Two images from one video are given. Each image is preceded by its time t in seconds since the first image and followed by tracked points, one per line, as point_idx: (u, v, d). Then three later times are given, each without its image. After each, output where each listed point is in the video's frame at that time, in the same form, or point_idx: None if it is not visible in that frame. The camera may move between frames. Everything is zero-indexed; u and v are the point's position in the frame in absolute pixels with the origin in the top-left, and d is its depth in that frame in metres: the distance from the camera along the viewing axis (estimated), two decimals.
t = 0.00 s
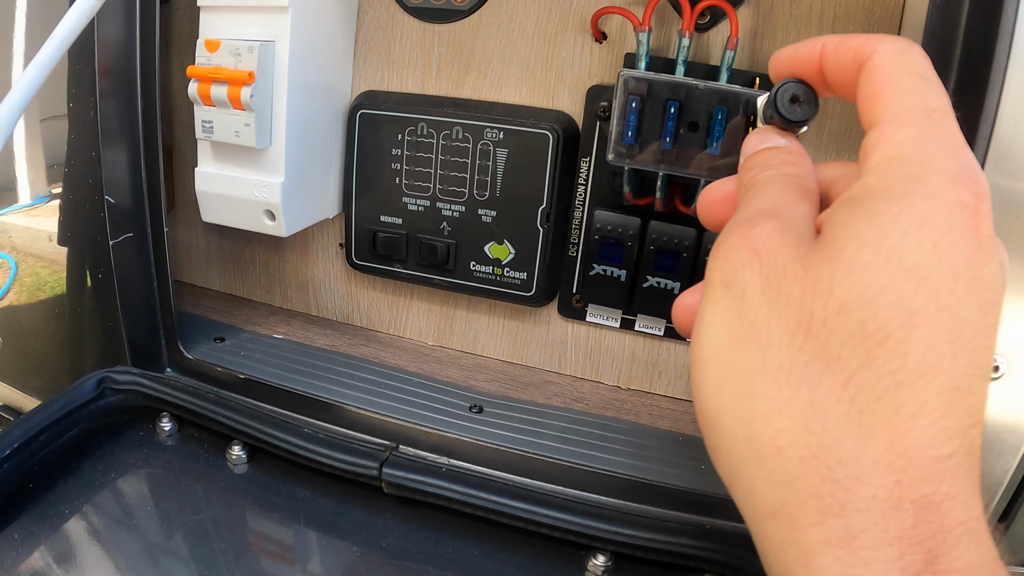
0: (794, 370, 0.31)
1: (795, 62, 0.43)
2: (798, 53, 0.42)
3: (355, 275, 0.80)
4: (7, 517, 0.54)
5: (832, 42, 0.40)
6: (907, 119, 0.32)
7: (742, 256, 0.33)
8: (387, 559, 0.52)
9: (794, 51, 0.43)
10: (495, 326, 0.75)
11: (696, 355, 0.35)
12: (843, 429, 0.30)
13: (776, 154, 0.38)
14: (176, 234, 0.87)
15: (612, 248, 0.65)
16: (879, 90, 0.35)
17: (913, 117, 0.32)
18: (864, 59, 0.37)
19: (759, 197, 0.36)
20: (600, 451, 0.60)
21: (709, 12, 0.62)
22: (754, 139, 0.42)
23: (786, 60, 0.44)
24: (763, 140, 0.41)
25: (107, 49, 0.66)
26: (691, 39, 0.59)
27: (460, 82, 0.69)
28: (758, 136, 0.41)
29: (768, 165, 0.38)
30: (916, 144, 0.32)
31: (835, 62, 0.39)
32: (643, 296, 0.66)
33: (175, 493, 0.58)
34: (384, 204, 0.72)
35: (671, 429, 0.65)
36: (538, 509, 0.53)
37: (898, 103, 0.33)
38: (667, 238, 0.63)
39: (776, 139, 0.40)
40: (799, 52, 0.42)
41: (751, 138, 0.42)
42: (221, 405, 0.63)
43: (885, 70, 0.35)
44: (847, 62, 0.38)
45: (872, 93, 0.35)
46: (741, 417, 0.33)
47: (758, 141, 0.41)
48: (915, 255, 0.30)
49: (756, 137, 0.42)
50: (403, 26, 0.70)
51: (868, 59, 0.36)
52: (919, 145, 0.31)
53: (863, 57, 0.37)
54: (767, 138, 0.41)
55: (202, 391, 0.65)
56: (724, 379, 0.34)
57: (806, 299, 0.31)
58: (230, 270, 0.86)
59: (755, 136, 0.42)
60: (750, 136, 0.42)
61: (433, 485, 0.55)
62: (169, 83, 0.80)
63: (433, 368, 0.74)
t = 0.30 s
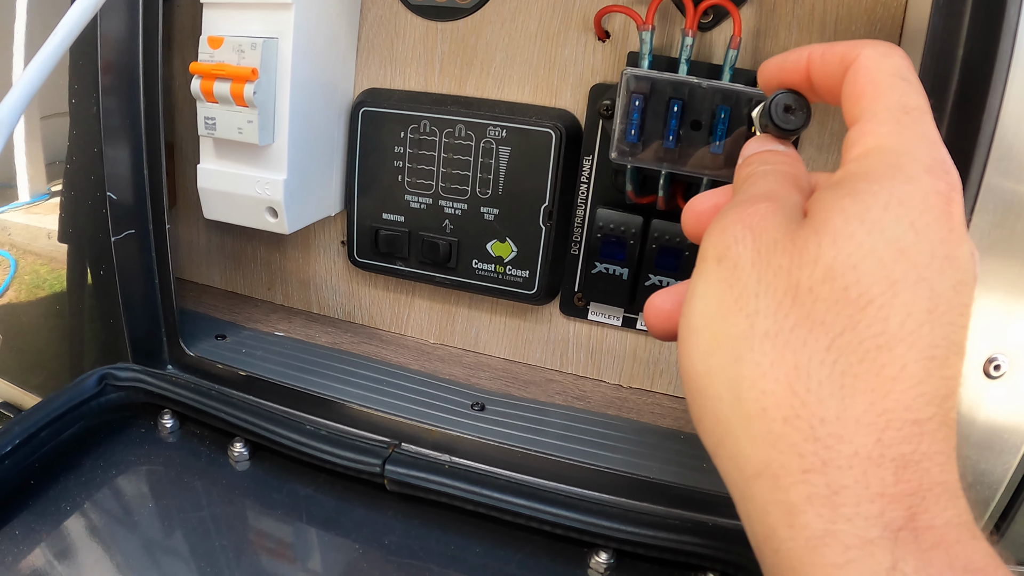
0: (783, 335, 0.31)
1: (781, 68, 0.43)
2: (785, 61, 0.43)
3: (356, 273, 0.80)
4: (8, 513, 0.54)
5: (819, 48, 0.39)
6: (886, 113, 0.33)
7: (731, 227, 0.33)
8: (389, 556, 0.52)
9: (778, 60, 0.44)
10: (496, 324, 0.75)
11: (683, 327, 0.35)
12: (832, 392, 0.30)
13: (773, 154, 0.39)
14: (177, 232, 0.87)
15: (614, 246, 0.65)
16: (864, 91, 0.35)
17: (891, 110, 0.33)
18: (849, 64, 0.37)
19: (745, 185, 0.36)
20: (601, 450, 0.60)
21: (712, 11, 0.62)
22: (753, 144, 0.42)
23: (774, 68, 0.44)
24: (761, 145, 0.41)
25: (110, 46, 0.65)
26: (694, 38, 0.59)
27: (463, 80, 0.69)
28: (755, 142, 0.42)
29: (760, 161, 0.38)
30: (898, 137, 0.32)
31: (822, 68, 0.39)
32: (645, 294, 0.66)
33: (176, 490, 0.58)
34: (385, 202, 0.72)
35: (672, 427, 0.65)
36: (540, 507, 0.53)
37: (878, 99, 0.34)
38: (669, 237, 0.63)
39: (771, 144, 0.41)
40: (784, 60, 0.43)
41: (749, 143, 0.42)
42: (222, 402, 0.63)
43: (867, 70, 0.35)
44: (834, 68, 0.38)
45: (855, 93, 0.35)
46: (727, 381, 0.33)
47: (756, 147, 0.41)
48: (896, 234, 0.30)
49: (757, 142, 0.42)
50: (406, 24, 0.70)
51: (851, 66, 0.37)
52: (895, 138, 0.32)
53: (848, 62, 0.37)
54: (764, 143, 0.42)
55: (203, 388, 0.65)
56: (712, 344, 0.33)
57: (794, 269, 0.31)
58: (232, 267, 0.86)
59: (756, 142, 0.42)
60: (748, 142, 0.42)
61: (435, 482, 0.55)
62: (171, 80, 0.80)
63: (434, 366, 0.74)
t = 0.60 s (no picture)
0: (908, 387, 0.28)
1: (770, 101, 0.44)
2: (765, 94, 0.44)
3: (359, 271, 0.80)
4: (13, 510, 0.55)
5: (812, 91, 0.42)
6: (907, 156, 0.36)
7: (822, 274, 0.29)
8: (392, 552, 0.53)
9: (763, 90, 0.44)
10: (498, 322, 0.75)
11: (810, 388, 0.30)
12: (956, 445, 0.28)
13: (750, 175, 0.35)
14: (180, 230, 0.88)
15: (615, 246, 0.66)
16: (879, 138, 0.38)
17: (905, 153, 0.37)
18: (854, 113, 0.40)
19: (781, 209, 0.32)
20: (603, 448, 0.61)
21: (713, 13, 0.62)
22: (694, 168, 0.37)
23: (756, 100, 0.44)
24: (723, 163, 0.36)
25: (114, 45, 0.66)
26: (695, 39, 0.60)
27: (465, 80, 0.69)
28: (713, 157, 0.37)
29: (745, 182, 0.34)
30: (932, 188, 0.35)
31: (818, 116, 0.42)
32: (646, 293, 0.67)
33: (181, 487, 0.58)
34: (389, 201, 0.72)
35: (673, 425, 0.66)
36: (542, 503, 0.54)
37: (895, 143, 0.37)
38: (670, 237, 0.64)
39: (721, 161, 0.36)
40: (768, 91, 0.44)
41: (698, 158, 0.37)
42: (226, 399, 0.64)
43: (880, 122, 0.39)
44: (835, 115, 0.41)
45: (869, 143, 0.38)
46: (832, 443, 0.29)
47: (712, 165, 0.36)
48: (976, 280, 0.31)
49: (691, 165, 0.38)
50: (410, 24, 0.70)
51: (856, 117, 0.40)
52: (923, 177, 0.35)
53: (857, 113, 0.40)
54: (716, 162, 0.37)
55: (208, 385, 0.66)
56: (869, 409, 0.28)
57: (932, 313, 0.29)
58: (235, 265, 0.86)
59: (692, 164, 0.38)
60: (702, 155, 0.37)
61: (439, 479, 0.55)
62: (174, 79, 0.80)
63: (436, 364, 0.74)
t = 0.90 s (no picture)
0: None
1: (746, 119, 0.36)
2: (735, 104, 0.36)
3: (366, 265, 0.80)
4: (21, 502, 0.55)
5: (774, 124, 0.37)
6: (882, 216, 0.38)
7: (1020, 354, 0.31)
8: (401, 545, 0.53)
9: (735, 92, 0.36)
10: (505, 317, 0.76)
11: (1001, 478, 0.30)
12: None
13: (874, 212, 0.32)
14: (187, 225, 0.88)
15: (622, 240, 0.66)
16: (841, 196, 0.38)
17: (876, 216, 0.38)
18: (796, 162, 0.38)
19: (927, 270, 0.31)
20: (611, 440, 0.61)
21: (721, 9, 0.63)
22: (788, 209, 0.30)
23: (747, 121, 0.36)
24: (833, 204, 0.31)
25: (125, 39, 0.66)
26: (703, 36, 0.60)
27: (473, 75, 0.69)
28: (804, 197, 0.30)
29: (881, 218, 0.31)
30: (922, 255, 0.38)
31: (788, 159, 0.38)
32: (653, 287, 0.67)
33: (189, 480, 0.58)
34: (396, 195, 0.73)
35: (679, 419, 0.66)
36: (552, 495, 0.54)
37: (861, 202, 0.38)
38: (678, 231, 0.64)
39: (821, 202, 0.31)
40: (746, 102, 0.36)
41: (789, 200, 0.30)
42: (235, 391, 0.64)
43: (847, 183, 0.38)
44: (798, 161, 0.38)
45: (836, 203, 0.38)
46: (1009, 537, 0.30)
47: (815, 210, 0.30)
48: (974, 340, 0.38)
49: (790, 205, 0.30)
50: (418, 19, 0.70)
51: (815, 178, 0.38)
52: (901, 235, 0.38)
53: (824, 172, 0.38)
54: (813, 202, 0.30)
55: (216, 377, 0.66)
56: None
57: None
58: (241, 260, 0.87)
59: (780, 204, 0.30)
60: (782, 196, 0.30)
61: (448, 471, 0.56)
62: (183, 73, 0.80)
63: (443, 358, 0.74)
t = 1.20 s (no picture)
0: None
1: (864, 83, 0.29)
2: (863, 61, 0.29)
3: (361, 262, 0.80)
4: (13, 499, 0.54)
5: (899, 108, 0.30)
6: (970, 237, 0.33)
7: None
8: (394, 544, 0.52)
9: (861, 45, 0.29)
10: (502, 314, 0.75)
11: None
12: None
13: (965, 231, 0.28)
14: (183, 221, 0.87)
15: (620, 237, 0.66)
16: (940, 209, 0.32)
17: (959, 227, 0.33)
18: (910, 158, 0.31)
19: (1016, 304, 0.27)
20: (607, 439, 0.60)
21: (719, 3, 0.62)
22: (881, 241, 0.25)
23: (869, 91, 0.29)
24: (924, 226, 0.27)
25: (118, 33, 0.65)
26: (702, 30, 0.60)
27: (470, 70, 0.69)
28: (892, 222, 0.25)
29: (979, 240, 0.27)
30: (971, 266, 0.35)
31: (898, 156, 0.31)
32: (651, 284, 0.66)
33: (180, 478, 0.58)
34: (391, 191, 0.72)
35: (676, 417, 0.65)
36: (547, 494, 0.53)
37: (957, 224, 0.33)
38: (675, 228, 0.64)
39: (920, 233, 0.26)
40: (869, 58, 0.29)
41: (879, 227, 0.25)
42: (228, 388, 0.63)
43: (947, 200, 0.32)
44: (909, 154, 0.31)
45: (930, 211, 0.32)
46: None
47: (920, 244, 0.25)
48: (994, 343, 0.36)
49: (887, 240, 0.25)
50: (414, 14, 0.70)
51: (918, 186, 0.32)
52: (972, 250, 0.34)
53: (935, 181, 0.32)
54: (909, 230, 0.26)
55: (209, 374, 0.65)
56: None
57: None
58: (237, 256, 0.86)
59: (870, 239, 0.25)
60: (874, 225, 0.25)
61: (442, 470, 0.55)
62: (178, 68, 0.80)
63: (439, 355, 0.74)
